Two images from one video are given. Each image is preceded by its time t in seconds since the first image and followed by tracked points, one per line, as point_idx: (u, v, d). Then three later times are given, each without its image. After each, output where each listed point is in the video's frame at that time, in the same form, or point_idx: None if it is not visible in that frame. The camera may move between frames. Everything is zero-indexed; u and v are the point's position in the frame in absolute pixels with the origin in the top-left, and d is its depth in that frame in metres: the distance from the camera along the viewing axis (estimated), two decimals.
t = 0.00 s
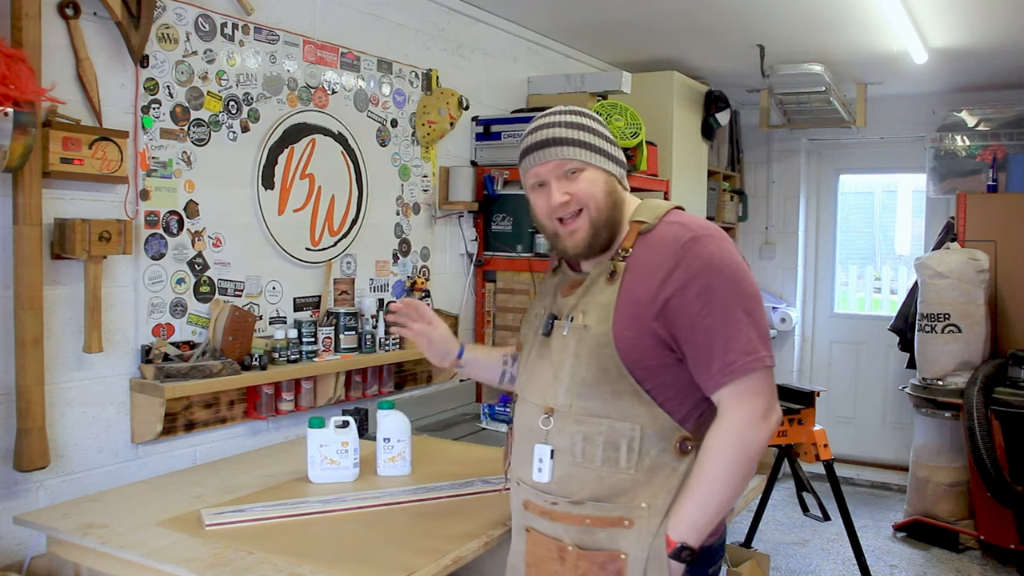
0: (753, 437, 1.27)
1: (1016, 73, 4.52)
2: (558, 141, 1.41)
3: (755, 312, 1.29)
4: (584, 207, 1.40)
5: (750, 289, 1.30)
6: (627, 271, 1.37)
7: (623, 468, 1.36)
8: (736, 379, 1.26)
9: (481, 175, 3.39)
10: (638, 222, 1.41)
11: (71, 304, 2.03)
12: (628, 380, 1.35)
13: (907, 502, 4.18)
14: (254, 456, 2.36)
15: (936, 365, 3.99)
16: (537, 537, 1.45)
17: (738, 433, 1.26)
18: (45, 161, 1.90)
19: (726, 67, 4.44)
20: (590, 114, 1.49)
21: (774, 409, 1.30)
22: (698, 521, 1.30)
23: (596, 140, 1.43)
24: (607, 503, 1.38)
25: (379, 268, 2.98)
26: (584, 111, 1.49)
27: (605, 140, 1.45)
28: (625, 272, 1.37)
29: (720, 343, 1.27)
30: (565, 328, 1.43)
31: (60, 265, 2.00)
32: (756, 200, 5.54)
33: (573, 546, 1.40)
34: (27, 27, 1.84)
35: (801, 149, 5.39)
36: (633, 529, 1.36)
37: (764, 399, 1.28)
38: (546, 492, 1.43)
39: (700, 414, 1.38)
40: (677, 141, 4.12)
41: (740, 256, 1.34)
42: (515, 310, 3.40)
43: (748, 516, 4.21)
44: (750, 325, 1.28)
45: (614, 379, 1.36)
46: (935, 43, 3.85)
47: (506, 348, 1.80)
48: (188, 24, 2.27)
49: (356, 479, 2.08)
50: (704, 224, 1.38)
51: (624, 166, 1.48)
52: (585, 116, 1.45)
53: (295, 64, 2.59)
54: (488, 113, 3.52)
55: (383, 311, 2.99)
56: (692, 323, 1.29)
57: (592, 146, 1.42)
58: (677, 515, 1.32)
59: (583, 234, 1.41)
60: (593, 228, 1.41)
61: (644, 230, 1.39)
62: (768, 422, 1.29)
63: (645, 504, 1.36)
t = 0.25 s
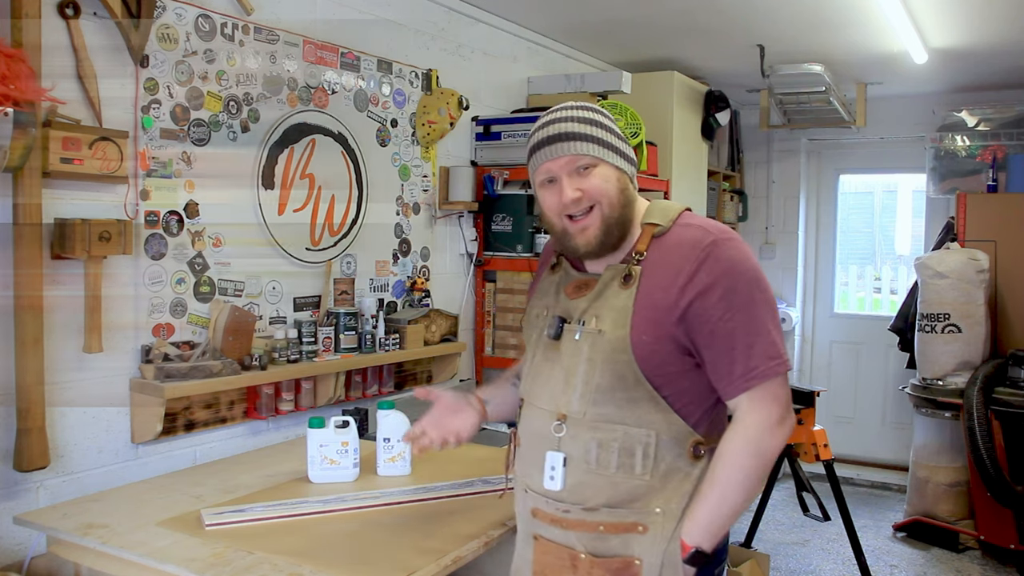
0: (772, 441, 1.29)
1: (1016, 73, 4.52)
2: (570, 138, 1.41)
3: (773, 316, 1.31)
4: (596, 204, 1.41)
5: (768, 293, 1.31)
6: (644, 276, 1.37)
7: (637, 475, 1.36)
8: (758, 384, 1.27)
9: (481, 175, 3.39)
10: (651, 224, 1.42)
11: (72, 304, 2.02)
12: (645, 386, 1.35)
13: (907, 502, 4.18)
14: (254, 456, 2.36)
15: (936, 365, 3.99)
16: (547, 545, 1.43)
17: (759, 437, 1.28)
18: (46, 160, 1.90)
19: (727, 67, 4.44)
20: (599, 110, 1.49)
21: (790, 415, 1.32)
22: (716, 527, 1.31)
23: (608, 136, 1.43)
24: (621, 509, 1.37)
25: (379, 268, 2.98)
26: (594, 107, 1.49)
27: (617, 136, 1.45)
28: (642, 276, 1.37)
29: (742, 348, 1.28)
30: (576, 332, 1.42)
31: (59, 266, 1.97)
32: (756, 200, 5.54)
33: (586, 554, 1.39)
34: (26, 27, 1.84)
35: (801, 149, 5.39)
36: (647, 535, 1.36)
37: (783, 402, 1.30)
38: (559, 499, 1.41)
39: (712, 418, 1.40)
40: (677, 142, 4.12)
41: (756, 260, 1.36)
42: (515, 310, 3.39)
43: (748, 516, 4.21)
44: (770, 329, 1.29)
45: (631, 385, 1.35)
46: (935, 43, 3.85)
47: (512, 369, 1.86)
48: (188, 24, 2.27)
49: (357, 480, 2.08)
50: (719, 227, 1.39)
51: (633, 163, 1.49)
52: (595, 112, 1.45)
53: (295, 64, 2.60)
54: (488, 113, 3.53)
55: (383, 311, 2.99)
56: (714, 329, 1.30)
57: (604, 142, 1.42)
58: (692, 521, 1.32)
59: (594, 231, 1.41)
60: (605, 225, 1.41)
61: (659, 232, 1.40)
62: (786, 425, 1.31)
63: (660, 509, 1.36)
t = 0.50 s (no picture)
0: (784, 439, 1.30)
1: (1016, 73, 4.52)
2: (567, 140, 1.41)
3: (780, 313, 1.32)
4: (595, 207, 1.40)
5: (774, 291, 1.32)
6: (652, 278, 1.37)
7: (652, 479, 1.36)
8: (769, 382, 1.28)
9: (481, 175, 3.39)
10: (652, 226, 1.41)
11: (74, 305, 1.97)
12: (658, 390, 1.35)
13: (907, 502, 4.19)
14: (254, 456, 2.36)
15: (936, 365, 3.99)
16: (562, 554, 1.42)
17: (771, 436, 1.29)
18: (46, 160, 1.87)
19: (727, 67, 4.44)
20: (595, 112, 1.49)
21: (800, 410, 1.33)
22: (731, 527, 1.32)
23: (605, 138, 1.43)
24: (639, 514, 1.37)
25: (379, 268, 2.99)
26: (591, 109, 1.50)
27: (613, 138, 1.45)
28: (649, 278, 1.37)
29: (751, 347, 1.29)
30: (583, 339, 1.41)
31: (60, 266, 1.96)
32: (756, 200, 5.54)
33: (605, 560, 1.38)
34: (26, 28, 1.84)
35: (801, 149, 5.39)
36: (665, 538, 1.36)
37: (793, 399, 1.31)
38: (577, 507, 1.40)
39: (720, 416, 1.41)
40: (677, 142, 4.12)
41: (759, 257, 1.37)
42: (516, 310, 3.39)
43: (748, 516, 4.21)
44: (777, 326, 1.30)
45: (643, 389, 1.35)
46: (935, 43, 3.86)
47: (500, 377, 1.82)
48: (188, 24, 2.27)
49: (359, 480, 2.08)
50: (722, 226, 1.39)
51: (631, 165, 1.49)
52: (591, 114, 1.46)
53: (295, 64, 2.59)
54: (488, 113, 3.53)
55: (383, 311, 2.99)
56: (722, 330, 1.30)
57: (601, 144, 1.42)
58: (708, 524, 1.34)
59: (591, 232, 1.40)
60: (604, 227, 1.40)
61: (660, 234, 1.40)
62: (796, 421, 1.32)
63: (677, 512, 1.36)
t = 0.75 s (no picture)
0: (784, 438, 1.31)
1: (1016, 73, 4.52)
2: (562, 139, 1.41)
3: (779, 313, 1.32)
4: (590, 207, 1.40)
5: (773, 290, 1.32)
6: (652, 278, 1.37)
7: (651, 479, 1.35)
8: (768, 382, 1.29)
9: (481, 175, 3.39)
10: (651, 226, 1.42)
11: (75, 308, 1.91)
12: (656, 389, 1.35)
13: (907, 502, 4.19)
14: (254, 456, 2.36)
15: (935, 365, 3.99)
16: (562, 555, 1.41)
17: (771, 436, 1.30)
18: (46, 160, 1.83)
19: (727, 67, 4.44)
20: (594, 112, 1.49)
21: (800, 409, 1.33)
22: (731, 525, 1.33)
23: (601, 137, 1.42)
24: (639, 514, 1.36)
25: (379, 268, 2.99)
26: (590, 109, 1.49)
27: (611, 137, 1.44)
28: (650, 277, 1.37)
29: (751, 346, 1.29)
30: (582, 338, 1.41)
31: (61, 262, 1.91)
32: (756, 200, 5.54)
33: (604, 561, 1.37)
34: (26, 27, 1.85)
35: (801, 149, 5.39)
36: (665, 539, 1.36)
37: (792, 398, 1.31)
38: (575, 507, 1.40)
39: (719, 415, 1.41)
40: (677, 142, 4.12)
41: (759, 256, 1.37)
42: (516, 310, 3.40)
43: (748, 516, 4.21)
44: (777, 326, 1.30)
45: (642, 389, 1.35)
46: (935, 43, 3.86)
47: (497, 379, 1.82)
48: (188, 24, 2.30)
49: (359, 480, 2.08)
50: (722, 225, 1.39)
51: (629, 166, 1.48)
52: (589, 114, 1.45)
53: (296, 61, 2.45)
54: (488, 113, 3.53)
55: (383, 311, 2.99)
56: (722, 329, 1.30)
57: (598, 143, 1.41)
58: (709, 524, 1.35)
59: (588, 231, 1.40)
60: (600, 226, 1.40)
61: (659, 233, 1.40)
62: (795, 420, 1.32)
63: (676, 513, 1.36)
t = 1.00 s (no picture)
0: (779, 440, 1.31)
1: (1016, 73, 4.52)
2: (551, 142, 1.41)
3: (778, 315, 1.32)
4: (577, 210, 1.41)
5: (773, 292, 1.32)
6: (651, 275, 1.37)
7: (643, 474, 1.35)
8: (765, 383, 1.28)
9: (481, 175, 3.39)
10: (656, 222, 1.42)
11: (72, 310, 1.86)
12: (652, 384, 1.35)
13: (907, 502, 4.18)
14: (254, 456, 2.36)
15: (935, 365, 3.99)
16: (549, 546, 1.42)
17: (766, 436, 1.30)
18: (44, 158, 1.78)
19: (727, 67, 4.44)
20: (598, 109, 1.46)
21: (796, 412, 1.33)
22: (723, 526, 1.33)
23: (595, 140, 1.40)
24: (629, 509, 1.36)
25: (379, 268, 2.98)
26: (595, 105, 1.46)
27: (609, 139, 1.41)
28: (648, 274, 1.37)
29: (748, 346, 1.29)
30: (580, 331, 1.42)
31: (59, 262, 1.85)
32: (756, 200, 5.54)
33: (591, 554, 1.37)
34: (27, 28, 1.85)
35: (801, 149, 5.39)
36: (654, 536, 1.35)
37: (788, 401, 1.31)
38: (564, 499, 1.40)
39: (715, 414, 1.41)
40: (677, 142, 4.13)
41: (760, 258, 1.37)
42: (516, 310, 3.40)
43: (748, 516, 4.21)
44: (775, 328, 1.30)
45: (637, 383, 1.35)
46: (935, 43, 3.86)
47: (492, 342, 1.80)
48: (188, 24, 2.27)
49: (357, 479, 2.08)
50: (723, 226, 1.39)
51: (631, 166, 1.45)
52: (587, 113, 1.43)
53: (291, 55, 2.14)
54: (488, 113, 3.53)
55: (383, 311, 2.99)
56: (720, 328, 1.30)
57: (589, 147, 1.39)
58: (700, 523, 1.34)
59: (576, 235, 1.42)
60: (585, 230, 1.41)
61: (663, 230, 1.40)
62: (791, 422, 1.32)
63: (666, 510, 1.35)
